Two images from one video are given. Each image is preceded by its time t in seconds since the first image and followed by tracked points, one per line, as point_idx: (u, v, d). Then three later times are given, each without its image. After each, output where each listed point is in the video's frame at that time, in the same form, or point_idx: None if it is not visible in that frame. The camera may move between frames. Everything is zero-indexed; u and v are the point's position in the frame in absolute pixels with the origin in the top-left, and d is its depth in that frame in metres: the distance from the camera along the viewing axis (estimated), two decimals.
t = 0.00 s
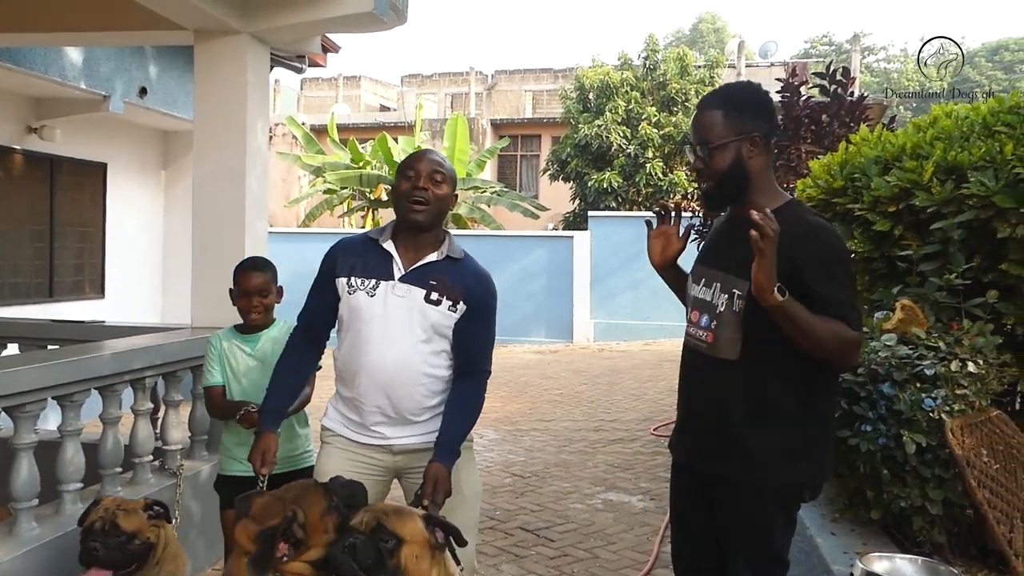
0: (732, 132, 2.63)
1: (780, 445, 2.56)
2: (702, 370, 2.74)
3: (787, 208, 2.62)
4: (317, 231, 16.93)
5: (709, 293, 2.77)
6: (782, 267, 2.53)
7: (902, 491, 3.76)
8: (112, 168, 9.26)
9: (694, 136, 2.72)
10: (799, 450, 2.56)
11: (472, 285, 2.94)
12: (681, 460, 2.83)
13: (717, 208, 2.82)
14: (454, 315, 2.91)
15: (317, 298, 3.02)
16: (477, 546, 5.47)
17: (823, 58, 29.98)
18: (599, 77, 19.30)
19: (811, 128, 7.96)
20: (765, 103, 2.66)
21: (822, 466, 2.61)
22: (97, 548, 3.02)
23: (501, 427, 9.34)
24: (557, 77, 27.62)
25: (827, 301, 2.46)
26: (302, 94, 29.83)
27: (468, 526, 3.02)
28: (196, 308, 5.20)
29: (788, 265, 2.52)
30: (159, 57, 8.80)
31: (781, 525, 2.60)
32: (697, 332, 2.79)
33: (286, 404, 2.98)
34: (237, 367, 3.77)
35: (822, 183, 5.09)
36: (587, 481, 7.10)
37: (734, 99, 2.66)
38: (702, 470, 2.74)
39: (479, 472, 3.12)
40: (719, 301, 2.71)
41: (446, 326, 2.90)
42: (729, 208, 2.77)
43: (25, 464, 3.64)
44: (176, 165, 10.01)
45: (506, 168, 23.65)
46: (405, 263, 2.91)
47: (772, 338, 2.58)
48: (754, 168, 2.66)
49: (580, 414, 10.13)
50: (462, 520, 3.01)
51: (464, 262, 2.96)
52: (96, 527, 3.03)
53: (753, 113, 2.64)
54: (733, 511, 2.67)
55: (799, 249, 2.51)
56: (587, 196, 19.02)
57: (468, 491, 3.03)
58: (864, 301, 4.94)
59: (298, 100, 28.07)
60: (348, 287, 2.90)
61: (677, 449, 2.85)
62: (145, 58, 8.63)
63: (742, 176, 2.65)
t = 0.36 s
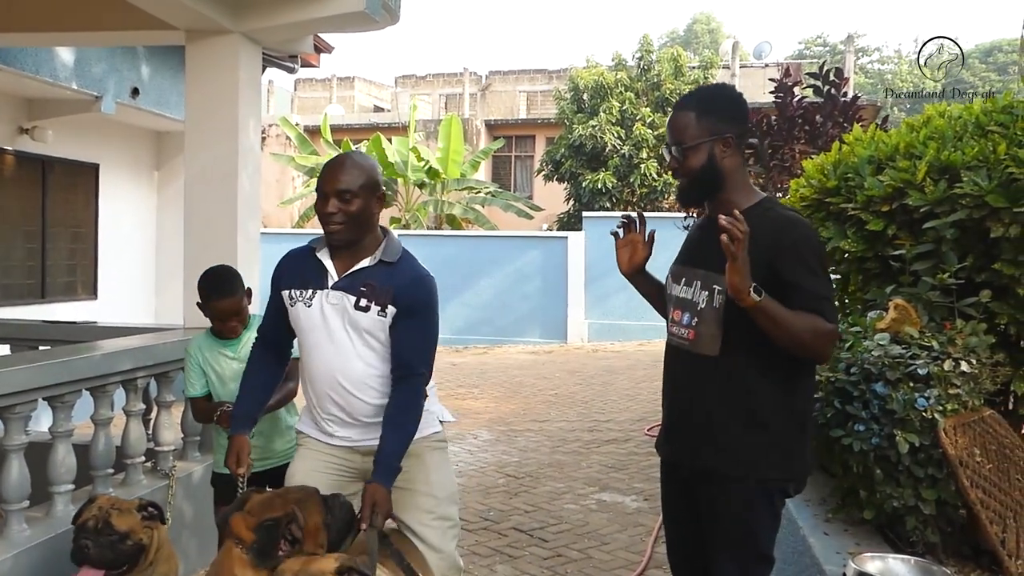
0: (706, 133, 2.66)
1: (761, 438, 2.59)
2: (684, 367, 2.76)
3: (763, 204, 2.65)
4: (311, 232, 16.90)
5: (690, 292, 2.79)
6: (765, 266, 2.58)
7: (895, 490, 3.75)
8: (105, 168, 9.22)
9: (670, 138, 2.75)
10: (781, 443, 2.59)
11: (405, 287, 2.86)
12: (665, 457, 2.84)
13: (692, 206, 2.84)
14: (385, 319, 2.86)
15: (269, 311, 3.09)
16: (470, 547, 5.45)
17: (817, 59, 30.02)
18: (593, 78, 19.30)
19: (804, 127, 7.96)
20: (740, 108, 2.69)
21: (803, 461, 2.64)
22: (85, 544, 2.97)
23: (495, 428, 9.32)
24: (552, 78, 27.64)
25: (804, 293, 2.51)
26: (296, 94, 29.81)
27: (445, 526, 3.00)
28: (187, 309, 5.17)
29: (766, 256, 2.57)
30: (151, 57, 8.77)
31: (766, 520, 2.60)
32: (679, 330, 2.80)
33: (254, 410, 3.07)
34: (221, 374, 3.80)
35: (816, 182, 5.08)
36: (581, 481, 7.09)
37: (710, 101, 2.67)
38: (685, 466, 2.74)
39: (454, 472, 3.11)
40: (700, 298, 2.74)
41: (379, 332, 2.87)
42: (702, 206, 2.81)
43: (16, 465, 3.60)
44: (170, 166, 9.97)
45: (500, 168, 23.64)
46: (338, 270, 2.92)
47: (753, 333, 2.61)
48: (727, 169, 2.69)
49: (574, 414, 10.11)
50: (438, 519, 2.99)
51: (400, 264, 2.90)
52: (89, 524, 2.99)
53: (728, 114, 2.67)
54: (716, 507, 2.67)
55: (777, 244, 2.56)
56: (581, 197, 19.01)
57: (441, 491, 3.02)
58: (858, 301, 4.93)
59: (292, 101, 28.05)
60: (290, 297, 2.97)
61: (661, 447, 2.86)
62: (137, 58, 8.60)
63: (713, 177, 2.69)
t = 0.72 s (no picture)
0: (689, 131, 2.65)
1: (747, 433, 2.58)
2: (672, 360, 2.76)
3: (746, 200, 2.65)
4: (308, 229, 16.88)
5: (677, 287, 2.79)
6: (752, 260, 2.57)
7: (892, 488, 3.75)
8: (101, 166, 9.20)
9: (651, 138, 2.75)
10: (767, 439, 2.59)
11: (387, 277, 2.85)
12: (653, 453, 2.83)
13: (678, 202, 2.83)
14: (372, 309, 2.86)
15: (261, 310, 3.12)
16: (466, 544, 5.45)
17: (814, 56, 30.02)
18: (590, 75, 19.28)
19: (802, 125, 7.95)
20: (721, 104, 2.68)
21: (791, 457, 2.63)
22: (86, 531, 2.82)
23: (492, 425, 9.31)
24: (549, 75, 27.61)
25: (791, 285, 2.49)
26: (293, 92, 29.77)
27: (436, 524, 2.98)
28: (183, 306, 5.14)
29: (751, 250, 2.56)
30: (147, 54, 8.74)
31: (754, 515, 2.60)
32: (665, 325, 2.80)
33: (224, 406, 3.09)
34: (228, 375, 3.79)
35: (813, 179, 5.06)
36: (578, 478, 7.08)
37: (691, 98, 2.67)
38: (673, 461, 2.74)
39: (447, 469, 3.09)
40: (688, 292, 2.73)
41: (367, 323, 2.87)
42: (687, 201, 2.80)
43: (11, 462, 3.59)
44: (166, 163, 9.95)
45: (498, 166, 23.62)
46: (321, 267, 2.94)
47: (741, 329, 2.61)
48: (711, 166, 2.69)
49: (571, 411, 10.11)
50: (428, 518, 2.97)
51: (380, 254, 2.89)
52: (88, 518, 2.83)
53: (707, 109, 2.66)
54: (702, 501, 2.67)
55: (760, 236, 2.55)
56: (578, 194, 18.99)
57: (433, 489, 3.00)
58: (855, 297, 4.92)
59: (289, 99, 28.01)
60: (276, 300, 2.98)
61: (649, 444, 2.86)
62: (133, 55, 8.57)
63: (698, 174, 2.69)
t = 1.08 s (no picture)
0: (679, 126, 2.64)
1: (738, 429, 2.59)
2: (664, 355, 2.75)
3: (737, 195, 2.64)
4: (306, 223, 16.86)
5: (667, 280, 2.74)
6: (741, 258, 2.56)
7: (890, 482, 3.76)
8: (98, 161, 9.17)
9: (643, 132, 2.74)
10: (758, 436, 2.59)
11: (411, 268, 2.89)
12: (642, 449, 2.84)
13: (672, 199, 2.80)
14: (394, 300, 2.88)
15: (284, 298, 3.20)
16: (465, 538, 5.45)
17: (812, 51, 29.98)
18: (588, 70, 19.25)
19: (799, 119, 7.93)
20: (711, 98, 2.66)
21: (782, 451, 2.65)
22: (101, 520, 3.00)
23: (490, 420, 9.30)
24: (547, 69, 27.57)
25: (776, 287, 2.47)
26: (290, 86, 29.72)
27: (438, 522, 2.97)
28: (179, 299, 5.13)
29: (742, 247, 2.55)
30: (144, 48, 8.71)
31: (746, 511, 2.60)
32: (656, 319, 2.78)
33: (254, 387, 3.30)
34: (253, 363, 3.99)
35: (810, 173, 5.03)
36: (576, 472, 7.08)
37: (681, 93, 2.66)
38: (664, 456, 2.75)
39: (451, 470, 3.08)
40: (677, 286, 2.69)
41: (387, 313, 2.88)
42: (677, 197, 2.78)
43: (8, 456, 3.57)
44: (163, 157, 9.93)
45: (495, 160, 23.59)
46: (344, 253, 2.96)
47: (734, 324, 2.61)
48: (702, 161, 2.67)
49: (569, 406, 10.11)
50: (430, 515, 2.97)
51: (403, 245, 2.93)
52: (100, 509, 3.02)
53: (699, 104, 2.64)
54: (694, 498, 2.67)
55: (750, 232, 2.54)
56: (576, 188, 18.97)
57: (436, 488, 3.00)
58: (853, 291, 4.91)
59: (286, 93, 27.94)
60: (297, 284, 3.01)
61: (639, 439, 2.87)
62: (130, 49, 8.53)
63: (689, 168, 2.66)
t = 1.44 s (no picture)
0: (651, 130, 2.65)
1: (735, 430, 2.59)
2: (658, 358, 2.74)
3: (723, 193, 2.63)
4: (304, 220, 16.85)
5: (657, 284, 2.75)
6: (733, 260, 2.55)
7: (888, 477, 3.76)
8: (95, 158, 9.15)
9: (619, 135, 2.75)
10: (756, 435, 2.59)
11: (413, 268, 2.86)
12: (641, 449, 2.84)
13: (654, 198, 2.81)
14: (395, 301, 2.85)
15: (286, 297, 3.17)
16: (463, 535, 5.45)
17: (809, 46, 29.95)
18: (586, 65, 19.23)
19: (796, 113, 7.93)
20: (689, 100, 2.66)
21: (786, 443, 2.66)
22: (120, 490, 3.21)
23: (488, 416, 9.30)
24: (544, 65, 27.54)
25: (768, 288, 2.46)
26: (287, 83, 29.69)
27: (443, 518, 2.99)
28: (177, 297, 5.11)
29: (732, 248, 2.54)
30: (140, 45, 8.67)
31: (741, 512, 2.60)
32: (648, 323, 2.79)
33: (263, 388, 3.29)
34: (252, 364, 4.16)
35: (807, 168, 5.02)
36: (574, 468, 7.08)
37: (654, 95, 2.66)
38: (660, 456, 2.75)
39: (457, 464, 3.07)
40: (667, 290, 2.70)
41: (386, 312, 2.86)
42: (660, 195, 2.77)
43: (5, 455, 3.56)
44: (159, 154, 9.90)
45: (493, 156, 23.56)
46: (347, 250, 2.94)
47: (729, 325, 2.60)
48: (681, 164, 2.66)
49: (567, 402, 10.10)
50: (437, 511, 2.98)
51: (406, 244, 2.89)
52: (116, 480, 3.23)
53: (675, 103, 2.65)
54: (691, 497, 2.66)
55: (740, 231, 2.53)
56: (574, 184, 18.95)
57: (443, 484, 2.99)
58: (850, 286, 4.91)
59: (283, 90, 27.90)
60: (298, 282, 3.01)
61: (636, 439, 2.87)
62: (126, 45, 8.50)
63: (664, 172, 2.67)
